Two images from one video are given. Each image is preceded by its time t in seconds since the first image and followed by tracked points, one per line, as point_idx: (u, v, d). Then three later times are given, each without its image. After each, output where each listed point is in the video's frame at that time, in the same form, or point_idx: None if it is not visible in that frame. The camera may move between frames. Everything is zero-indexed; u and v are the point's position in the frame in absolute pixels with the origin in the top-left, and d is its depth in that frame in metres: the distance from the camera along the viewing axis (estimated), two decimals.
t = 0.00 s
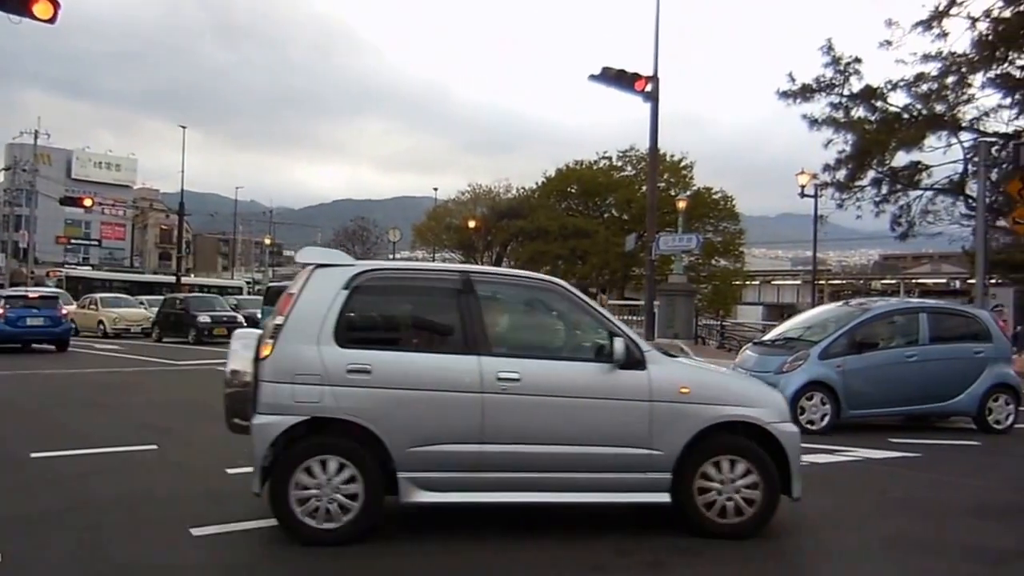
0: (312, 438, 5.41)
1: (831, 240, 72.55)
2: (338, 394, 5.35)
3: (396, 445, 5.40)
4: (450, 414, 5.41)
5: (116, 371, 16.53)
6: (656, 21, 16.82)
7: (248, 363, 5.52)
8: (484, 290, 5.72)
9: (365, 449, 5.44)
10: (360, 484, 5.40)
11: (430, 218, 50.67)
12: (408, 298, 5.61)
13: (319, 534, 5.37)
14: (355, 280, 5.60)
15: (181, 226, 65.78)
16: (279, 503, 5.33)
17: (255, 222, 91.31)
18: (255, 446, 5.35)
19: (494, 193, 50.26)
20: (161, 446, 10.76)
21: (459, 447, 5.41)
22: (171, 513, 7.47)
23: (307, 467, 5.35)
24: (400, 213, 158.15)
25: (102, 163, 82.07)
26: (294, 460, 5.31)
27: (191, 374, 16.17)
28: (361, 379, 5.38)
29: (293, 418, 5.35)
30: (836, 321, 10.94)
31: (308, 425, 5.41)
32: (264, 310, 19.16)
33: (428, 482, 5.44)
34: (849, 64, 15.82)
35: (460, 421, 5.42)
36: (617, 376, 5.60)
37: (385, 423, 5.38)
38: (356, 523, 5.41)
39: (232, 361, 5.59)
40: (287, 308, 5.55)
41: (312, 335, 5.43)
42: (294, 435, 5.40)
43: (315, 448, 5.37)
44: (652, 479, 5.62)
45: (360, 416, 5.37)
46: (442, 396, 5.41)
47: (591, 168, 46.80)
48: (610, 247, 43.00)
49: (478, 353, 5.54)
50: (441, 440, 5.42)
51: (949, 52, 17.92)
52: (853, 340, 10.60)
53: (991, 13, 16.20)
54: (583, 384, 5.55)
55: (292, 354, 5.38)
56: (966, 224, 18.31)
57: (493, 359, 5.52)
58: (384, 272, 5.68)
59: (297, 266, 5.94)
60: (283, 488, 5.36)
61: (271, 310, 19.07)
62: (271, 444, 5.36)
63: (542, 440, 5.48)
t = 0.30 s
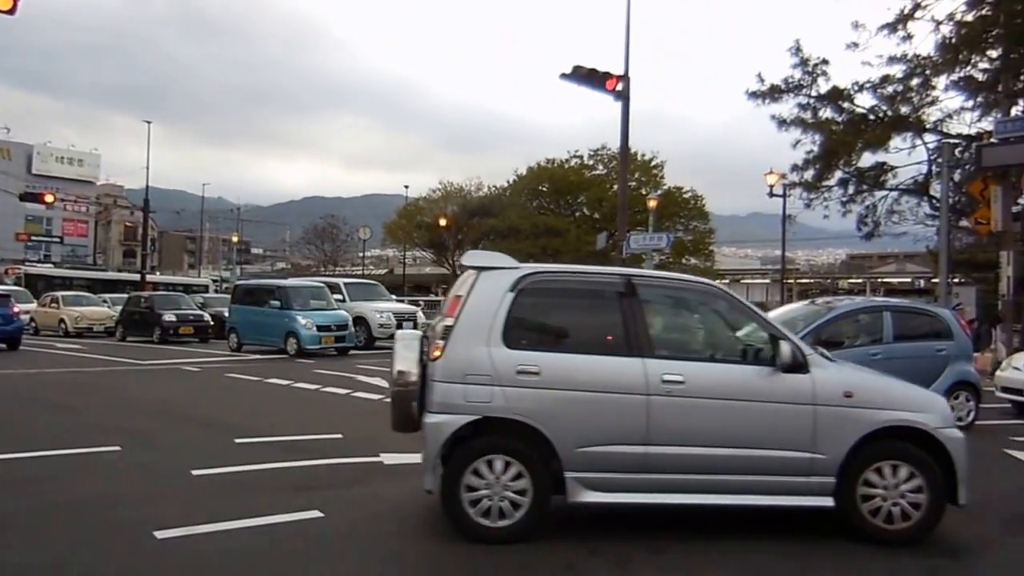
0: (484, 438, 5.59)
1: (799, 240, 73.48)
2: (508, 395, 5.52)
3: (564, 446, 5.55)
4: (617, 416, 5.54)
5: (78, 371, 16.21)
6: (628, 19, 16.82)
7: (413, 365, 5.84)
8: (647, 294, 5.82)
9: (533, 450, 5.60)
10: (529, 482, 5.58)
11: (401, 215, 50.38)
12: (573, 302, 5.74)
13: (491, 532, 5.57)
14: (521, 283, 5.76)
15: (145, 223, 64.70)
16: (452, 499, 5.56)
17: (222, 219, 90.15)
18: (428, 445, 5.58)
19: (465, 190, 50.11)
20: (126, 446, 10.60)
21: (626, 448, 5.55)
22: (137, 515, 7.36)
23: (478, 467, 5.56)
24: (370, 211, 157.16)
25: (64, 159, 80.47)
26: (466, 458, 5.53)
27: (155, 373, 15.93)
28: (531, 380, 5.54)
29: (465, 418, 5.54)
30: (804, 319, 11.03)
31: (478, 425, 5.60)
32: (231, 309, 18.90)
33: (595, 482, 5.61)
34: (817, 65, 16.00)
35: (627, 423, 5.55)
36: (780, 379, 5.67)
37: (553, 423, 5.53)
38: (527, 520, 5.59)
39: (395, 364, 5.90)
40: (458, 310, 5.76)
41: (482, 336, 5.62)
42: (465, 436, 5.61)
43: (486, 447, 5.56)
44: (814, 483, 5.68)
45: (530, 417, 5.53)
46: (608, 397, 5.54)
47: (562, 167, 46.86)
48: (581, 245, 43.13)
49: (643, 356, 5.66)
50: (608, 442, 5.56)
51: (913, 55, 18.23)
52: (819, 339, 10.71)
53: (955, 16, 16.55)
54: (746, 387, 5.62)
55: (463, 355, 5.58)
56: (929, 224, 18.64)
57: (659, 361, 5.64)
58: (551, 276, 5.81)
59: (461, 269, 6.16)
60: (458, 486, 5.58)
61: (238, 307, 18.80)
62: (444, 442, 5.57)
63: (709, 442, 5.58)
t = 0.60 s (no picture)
0: (661, 438, 5.69)
1: (769, 238, 74.14)
2: (686, 397, 5.61)
3: (739, 448, 5.63)
4: (793, 418, 5.60)
5: (46, 369, 16.05)
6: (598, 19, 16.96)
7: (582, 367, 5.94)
8: (820, 298, 5.87)
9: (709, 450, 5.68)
10: (705, 482, 5.66)
11: (373, 213, 50.26)
12: (744, 305, 5.82)
13: (671, 532, 5.65)
14: (693, 288, 5.85)
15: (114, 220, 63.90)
16: (628, 498, 5.68)
17: (192, 216, 89.27)
18: (607, 445, 5.71)
19: (438, 188, 50.08)
20: (94, 446, 10.54)
21: (803, 451, 5.61)
22: (105, 515, 7.37)
23: (654, 466, 5.66)
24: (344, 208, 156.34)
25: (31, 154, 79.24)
26: (644, 457, 5.65)
27: (124, 371, 15.81)
28: (706, 381, 5.64)
29: (641, 420, 5.65)
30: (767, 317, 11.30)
31: (655, 425, 5.70)
32: (201, 306, 18.76)
33: (767, 483, 5.67)
34: (785, 67, 16.25)
35: (805, 426, 5.60)
36: (954, 384, 5.65)
37: (729, 426, 5.61)
38: (703, 520, 5.67)
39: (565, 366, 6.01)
40: (630, 313, 5.87)
41: (656, 339, 5.73)
42: (640, 437, 5.71)
43: (663, 446, 5.66)
44: (989, 489, 5.63)
45: (707, 419, 5.62)
46: (784, 401, 5.61)
47: (534, 165, 47.04)
48: (553, 244, 43.31)
49: (818, 359, 5.71)
50: (784, 445, 5.61)
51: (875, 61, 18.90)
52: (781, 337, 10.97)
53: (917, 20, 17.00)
54: (921, 392, 5.62)
55: (640, 357, 5.69)
56: (893, 224, 19.01)
57: (831, 365, 5.68)
58: (724, 280, 5.89)
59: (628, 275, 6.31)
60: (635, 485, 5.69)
61: (209, 305, 18.70)
62: (622, 441, 5.70)
63: (880, 446, 5.60)
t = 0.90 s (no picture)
0: (846, 440, 5.77)
1: (740, 238, 74.74)
2: (873, 401, 5.69)
3: (925, 450, 5.69)
4: (984, 422, 5.66)
5: (13, 368, 15.87)
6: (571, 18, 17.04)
7: (756, 369, 5.94)
8: (1000, 301, 5.93)
9: (894, 454, 5.75)
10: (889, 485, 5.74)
11: (345, 211, 50.06)
12: (930, 309, 5.88)
13: (854, 531, 5.77)
14: (873, 292, 5.91)
15: (82, 217, 63.01)
16: (811, 500, 5.80)
17: (162, 212, 88.28)
18: (789, 445, 5.80)
19: (411, 185, 50.00)
20: (62, 446, 10.47)
21: (988, 455, 5.67)
22: (73, 515, 7.35)
23: (846, 464, 5.76)
24: (318, 205, 155.37)
25: None
26: (828, 460, 5.75)
27: (93, 370, 15.69)
28: (890, 386, 5.69)
29: (825, 422, 5.74)
30: (727, 314, 11.68)
31: (839, 428, 5.77)
32: (171, 304, 18.64)
33: (953, 487, 5.72)
34: (754, 68, 16.46)
35: (990, 430, 5.66)
36: None
37: (916, 431, 5.68)
38: (888, 520, 5.77)
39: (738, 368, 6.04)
40: (810, 317, 5.93)
41: (838, 343, 5.79)
42: (825, 439, 5.80)
43: (848, 449, 5.76)
44: None
45: (893, 423, 5.69)
46: (973, 403, 5.67)
47: (506, 164, 47.16)
48: (525, 242, 43.41)
49: (1001, 363, 5.77)
50: (971, 450, 5.67)
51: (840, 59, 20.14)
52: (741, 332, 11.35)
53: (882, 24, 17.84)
54: None
55: (823, 361, 5.76)
56: (859, 224, 19.34)
57: (1017, 371, 5.73)
58: (904, 284, 5.94)
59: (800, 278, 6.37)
60: (819, 485, 5.79)
61: (180, 303, 18.58)
62: (805, 445, 5.78)
63: None
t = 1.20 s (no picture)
0: None
1: (711, 237, 75.19)
2: None
3: None
4: None
5: None
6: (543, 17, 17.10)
7: (944, 376, 5.98)
8: None
9: None
10: None
11: (318, 210, 49.87)
12: None
13: None
14: None
15: (49, 215, 62.13)
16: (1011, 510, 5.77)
17: (131, 209, 87.36)
18: (986, 452, 5.81)
19: (384, 184, 49.98)
20: (29, 446, 10.39)
21: None
22: (40, 516, 7.31)
23: None
24: (294, 202, 154.46)
25: None
26: None
27: (61, 369, 15.56)
28: None
29: None
30: (670, 310, 11.80)
31: None
32: (142, 302, 18.51)
33: None
34: (724, 70, 16.64)
35: None
36: None
37: None
38: None
39: (922, 374, 6.10)
40: (1006, 324, 5.88)
41: None
42: None
43: None
44: None
45: None
46: None
47: (480, 163, 47.25)
48: (498, 242, 43.44)
49: None
50: None
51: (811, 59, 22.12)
52: (683, 329, 11.47)
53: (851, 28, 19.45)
54: None
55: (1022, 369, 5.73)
56: (826, 224, 19.63)
57: None
58: None
59: (978, 282, 6.36)
60: (1019, 492, 5.76)
61: (150, 302, 18.46)
62: (1003, 453, 5.76)
63: None
